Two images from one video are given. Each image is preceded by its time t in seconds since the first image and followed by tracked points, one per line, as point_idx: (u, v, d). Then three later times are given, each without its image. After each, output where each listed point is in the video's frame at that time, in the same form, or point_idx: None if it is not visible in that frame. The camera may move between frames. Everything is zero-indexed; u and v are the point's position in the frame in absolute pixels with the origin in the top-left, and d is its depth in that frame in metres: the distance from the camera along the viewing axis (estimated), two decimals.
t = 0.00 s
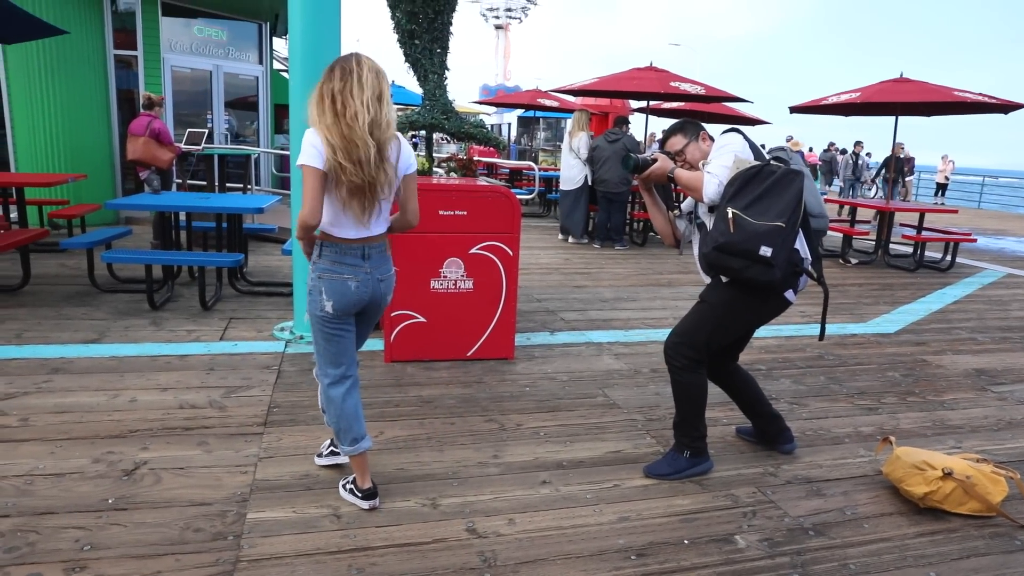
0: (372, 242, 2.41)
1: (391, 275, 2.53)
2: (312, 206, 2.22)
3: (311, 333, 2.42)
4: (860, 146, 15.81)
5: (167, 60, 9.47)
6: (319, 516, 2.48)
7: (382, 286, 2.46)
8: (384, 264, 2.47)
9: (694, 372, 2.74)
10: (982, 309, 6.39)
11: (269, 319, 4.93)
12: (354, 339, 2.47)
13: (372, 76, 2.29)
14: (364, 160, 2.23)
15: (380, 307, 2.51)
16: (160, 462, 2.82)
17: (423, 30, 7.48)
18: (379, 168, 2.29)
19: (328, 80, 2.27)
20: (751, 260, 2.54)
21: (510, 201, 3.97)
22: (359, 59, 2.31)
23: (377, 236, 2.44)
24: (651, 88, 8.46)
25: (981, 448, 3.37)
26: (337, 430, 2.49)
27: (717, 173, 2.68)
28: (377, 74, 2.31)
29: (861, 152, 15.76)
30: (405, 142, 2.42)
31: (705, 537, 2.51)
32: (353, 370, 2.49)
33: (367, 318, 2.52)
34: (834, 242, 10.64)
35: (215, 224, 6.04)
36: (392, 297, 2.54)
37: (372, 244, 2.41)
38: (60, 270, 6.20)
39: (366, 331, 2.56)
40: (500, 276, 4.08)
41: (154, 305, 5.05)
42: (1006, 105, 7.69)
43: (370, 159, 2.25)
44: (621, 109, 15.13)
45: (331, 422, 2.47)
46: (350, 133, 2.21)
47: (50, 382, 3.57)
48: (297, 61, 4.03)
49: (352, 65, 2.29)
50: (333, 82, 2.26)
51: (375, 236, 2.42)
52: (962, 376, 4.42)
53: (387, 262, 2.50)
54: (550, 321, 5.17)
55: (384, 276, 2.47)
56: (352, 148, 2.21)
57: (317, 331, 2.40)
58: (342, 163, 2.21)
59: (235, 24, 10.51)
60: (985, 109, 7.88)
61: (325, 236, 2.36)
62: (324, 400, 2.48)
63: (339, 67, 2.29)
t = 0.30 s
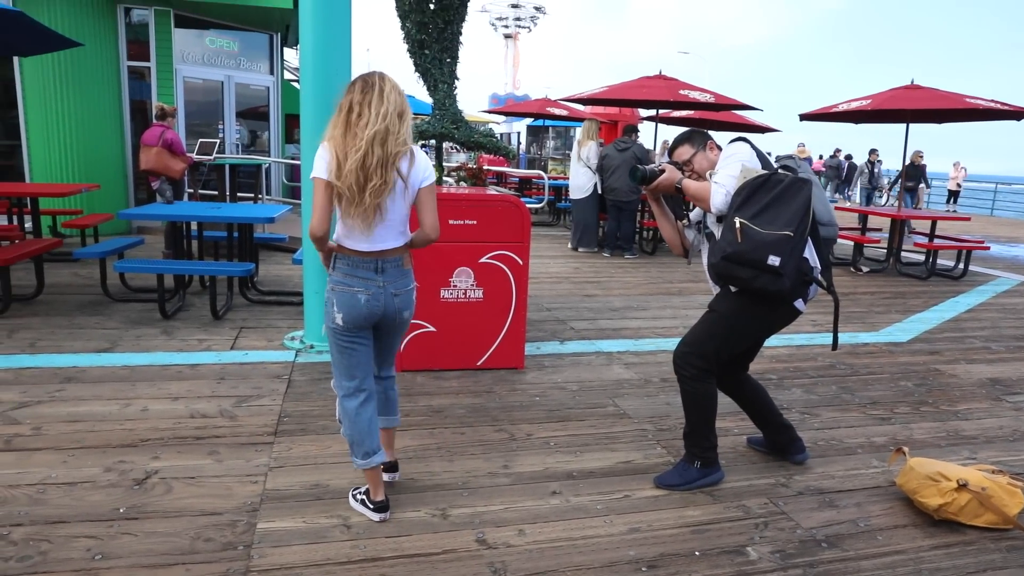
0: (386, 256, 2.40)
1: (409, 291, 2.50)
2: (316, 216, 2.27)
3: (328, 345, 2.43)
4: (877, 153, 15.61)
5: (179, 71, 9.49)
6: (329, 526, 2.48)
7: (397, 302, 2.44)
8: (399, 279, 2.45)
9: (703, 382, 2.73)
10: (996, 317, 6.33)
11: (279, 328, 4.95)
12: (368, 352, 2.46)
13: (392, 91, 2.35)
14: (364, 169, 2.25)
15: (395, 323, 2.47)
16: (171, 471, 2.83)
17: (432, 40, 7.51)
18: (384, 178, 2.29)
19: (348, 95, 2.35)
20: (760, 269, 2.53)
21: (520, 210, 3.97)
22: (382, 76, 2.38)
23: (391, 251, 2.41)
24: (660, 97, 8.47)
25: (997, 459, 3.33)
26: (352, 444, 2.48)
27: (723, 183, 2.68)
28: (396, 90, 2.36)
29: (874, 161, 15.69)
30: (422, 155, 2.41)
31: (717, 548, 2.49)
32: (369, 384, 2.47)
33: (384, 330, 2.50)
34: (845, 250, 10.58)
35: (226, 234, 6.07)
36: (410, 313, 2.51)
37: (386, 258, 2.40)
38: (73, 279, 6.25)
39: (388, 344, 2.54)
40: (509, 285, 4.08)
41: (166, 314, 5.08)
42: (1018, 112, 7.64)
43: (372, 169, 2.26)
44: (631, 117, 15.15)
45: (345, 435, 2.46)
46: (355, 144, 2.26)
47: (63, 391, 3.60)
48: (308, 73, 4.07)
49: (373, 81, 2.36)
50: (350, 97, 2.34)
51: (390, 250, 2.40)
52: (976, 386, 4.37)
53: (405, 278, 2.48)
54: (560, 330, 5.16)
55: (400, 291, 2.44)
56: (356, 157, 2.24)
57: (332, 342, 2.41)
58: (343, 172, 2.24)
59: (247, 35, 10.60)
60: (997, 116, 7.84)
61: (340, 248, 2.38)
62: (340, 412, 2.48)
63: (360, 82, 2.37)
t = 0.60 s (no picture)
0: (400, 255, 2.37)
1: (428, 292, 2.41)
2: (327, 213, 2.38)
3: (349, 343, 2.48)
4: (882, 160, 15.63)
5: (181, 73, 9.54)
6: (328, 527, 2.48)
7: (408, 301, 2.37)
8: (415, 279, 2.38)
9: (701, 387, 2.73)
10: (995, 322, 6.34)
11: (279, 329, 4.95)
12: (383, 353, 2.44)
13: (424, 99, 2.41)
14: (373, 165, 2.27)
15: (408, 324, 2.39)
16: (170, 471, 2.83)
17: (435, 42, 7.60)
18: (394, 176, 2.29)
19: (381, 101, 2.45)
20: (757, 275, 2.53)
21: (521, 214, 3.98)
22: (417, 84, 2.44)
23: (406, 251, 2.38)
24: (661, 100, 8.48)
25: (996, 464, 3.33)
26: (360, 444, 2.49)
27: (722, 188, 2.68)
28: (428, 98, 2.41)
29: (879, 165, 15.68)
30: (443, 154, 2.35)
31: (715, 551, 2.49)
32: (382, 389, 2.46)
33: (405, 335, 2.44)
34: (845, 254, 10.60)
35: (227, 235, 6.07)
36: (426, 315, 2.40)
37: (399, 257, 2.37)
38: (73, 279, 6.25)
39: (418, 353, 2.45)
40: (509, 288, 4.08)
41: (166, 314, 5.08)
42: (1018, 118, 7.65)
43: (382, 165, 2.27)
44: (631, 121, 15.17)
45: (354, 435, 2.48)
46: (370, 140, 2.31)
47: (62, 391, 3.60)
48: (310, 76, 4.08)
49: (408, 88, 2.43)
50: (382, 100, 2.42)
51: (402, 250, 2.37)
52: (975, 391, 4.38)
53: (423, 279, 2.40)
54: (559, 333, 5.17)
55: (410, 290, 2.37)
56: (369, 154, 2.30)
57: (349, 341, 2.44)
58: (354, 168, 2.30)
59: (248, 37, 10.62)
60: (997, 122, 7.85)
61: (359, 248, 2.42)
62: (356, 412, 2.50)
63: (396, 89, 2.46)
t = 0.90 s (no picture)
0: (421, 254, 2.38)
1: (449, 292, 2.41)
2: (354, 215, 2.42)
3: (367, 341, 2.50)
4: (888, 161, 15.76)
5: (182, 73, 9.52)
6: (329, 528, 2.48)
7: (427, 301, 2.37)
8: (434, 279, 2.39)
9: (700, 387, 2.73)
10: (997, 322, 6.33)
11: (280, 329, 4.95)
12: (400, 354, 2.45)
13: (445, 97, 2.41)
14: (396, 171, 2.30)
15: (428, 324, 2.39)
16: (171, 472, 2.83)
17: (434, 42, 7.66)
18: (420, 180, 2.31)
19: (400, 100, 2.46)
20: (755, 275, 2.53)
21: (522, 215, 3.98)
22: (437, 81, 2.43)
23: (428, 251, 2.39)
24: (662, 100, 8.48)
25: (997, 465, 3.32)
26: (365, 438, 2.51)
27: (720, 187, 2.67)
28: (448, 97, 2.41)
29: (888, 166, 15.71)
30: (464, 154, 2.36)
31: (717, 552, 2.49)
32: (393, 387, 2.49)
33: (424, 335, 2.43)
34: (846, 254, 10.59)
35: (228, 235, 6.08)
36: (445, 315, 2.39)
37: (419, 257, 2.37)
38: (75, 279, 6.25)
39: (435, 354, 2.44)
40: (510, 288, 4.09)
41: (167, 315, 5.08)
42: (1019, 118, 7.64)
43: (407, 170, 2.29)
44: (632, 120, 15.17)
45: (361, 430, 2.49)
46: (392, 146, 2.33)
47: (64, 391, 3.60)
48: (310, 75, 4.08)
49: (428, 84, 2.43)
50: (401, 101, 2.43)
51: (422, 249, 2.38)
52: (976, 391, 4.37)
53: (443, 279, 2.40)
54: (560, 333, 5.17)
55: (429, 289, 2.37)
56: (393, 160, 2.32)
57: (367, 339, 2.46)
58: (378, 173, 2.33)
59: (249, 37, 10.62)
60: (999, 121, 7.84)
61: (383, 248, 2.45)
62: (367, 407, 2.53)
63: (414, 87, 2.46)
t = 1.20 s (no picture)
0: (388, 250, 2.34)
1: (415, 286, 2.40)
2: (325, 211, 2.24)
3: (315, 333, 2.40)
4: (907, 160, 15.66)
5: (173, 71, 9.42)
6: (321, 526, 2.48)
7: (399, 297, 2.35)
8: (403, 274, 2.37)
9: (693, 385, 2.73)
10: (987, 318, 6.37)
11: (272, 328, 4.93)
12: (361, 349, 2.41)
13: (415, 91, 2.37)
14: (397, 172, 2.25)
15: (398, 319, 2.38)
16: (163, 472, 2.81)
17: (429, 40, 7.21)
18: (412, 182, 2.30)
19: (363, 90, 2.30)
20: (746, 273, 2.54)
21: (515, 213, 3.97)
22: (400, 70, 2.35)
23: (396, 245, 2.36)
24: (654, 98, 8.49)
25: (987, 460, 3.35)
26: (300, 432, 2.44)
27: (713, 184, 2.69)
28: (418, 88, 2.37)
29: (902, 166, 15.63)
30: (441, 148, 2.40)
31: (709, 548, 2.50)
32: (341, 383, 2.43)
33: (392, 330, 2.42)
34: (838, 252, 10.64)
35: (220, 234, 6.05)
36: (416, 308, 2.40)
37: (388, 252, 2.34)
38: (65, 279, 6.22)
39: (404, 348, 2.44)
40: (503, 286, 4.08)
41: (158, 314, 5.06)
42: (1009, 115, 7.68)
43: (407, 172, 2.26)
44: (625, 118, 15.18)
45: (296, 423, 2.42)
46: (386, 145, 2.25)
47: (54, 392, 3.58)
48: (302, 73, 4.07)
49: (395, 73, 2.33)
50: (370, 91, 2.29)
51: (392, 244, 2.35)
52: (967, 387, 4.40)
53: (410, 272, 2.39)
54: (553, 331, 5.17)
55: (401, 285, 2.34)
56: (385, 161, 2.25)
57: (320, 333, 2.37)
58: (374, 172, 2.24)
59: (241, 35, 10.57)
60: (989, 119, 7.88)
61: (347, 244, 2.36)
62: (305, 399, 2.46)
63: (376, 75, 2.32)
